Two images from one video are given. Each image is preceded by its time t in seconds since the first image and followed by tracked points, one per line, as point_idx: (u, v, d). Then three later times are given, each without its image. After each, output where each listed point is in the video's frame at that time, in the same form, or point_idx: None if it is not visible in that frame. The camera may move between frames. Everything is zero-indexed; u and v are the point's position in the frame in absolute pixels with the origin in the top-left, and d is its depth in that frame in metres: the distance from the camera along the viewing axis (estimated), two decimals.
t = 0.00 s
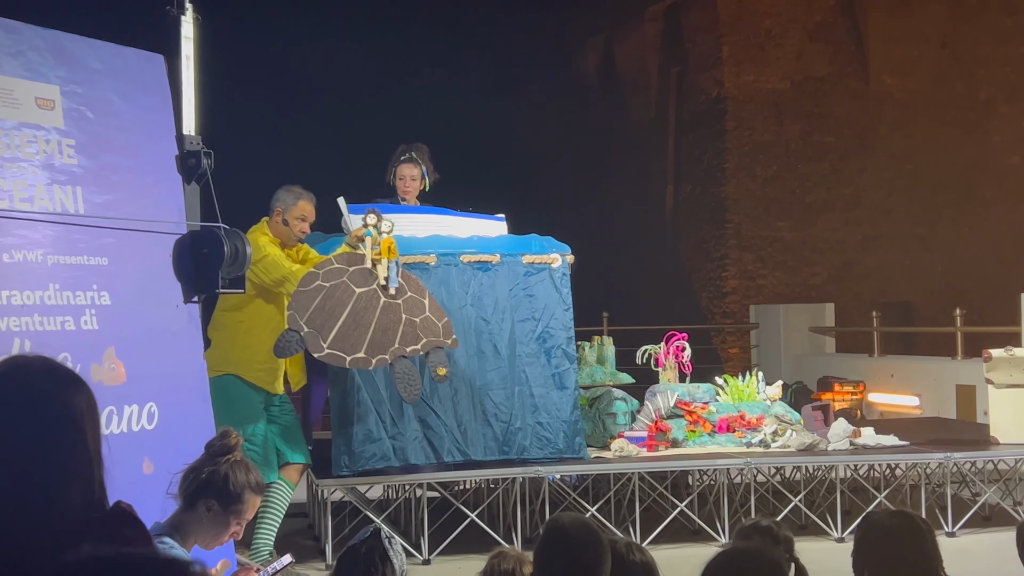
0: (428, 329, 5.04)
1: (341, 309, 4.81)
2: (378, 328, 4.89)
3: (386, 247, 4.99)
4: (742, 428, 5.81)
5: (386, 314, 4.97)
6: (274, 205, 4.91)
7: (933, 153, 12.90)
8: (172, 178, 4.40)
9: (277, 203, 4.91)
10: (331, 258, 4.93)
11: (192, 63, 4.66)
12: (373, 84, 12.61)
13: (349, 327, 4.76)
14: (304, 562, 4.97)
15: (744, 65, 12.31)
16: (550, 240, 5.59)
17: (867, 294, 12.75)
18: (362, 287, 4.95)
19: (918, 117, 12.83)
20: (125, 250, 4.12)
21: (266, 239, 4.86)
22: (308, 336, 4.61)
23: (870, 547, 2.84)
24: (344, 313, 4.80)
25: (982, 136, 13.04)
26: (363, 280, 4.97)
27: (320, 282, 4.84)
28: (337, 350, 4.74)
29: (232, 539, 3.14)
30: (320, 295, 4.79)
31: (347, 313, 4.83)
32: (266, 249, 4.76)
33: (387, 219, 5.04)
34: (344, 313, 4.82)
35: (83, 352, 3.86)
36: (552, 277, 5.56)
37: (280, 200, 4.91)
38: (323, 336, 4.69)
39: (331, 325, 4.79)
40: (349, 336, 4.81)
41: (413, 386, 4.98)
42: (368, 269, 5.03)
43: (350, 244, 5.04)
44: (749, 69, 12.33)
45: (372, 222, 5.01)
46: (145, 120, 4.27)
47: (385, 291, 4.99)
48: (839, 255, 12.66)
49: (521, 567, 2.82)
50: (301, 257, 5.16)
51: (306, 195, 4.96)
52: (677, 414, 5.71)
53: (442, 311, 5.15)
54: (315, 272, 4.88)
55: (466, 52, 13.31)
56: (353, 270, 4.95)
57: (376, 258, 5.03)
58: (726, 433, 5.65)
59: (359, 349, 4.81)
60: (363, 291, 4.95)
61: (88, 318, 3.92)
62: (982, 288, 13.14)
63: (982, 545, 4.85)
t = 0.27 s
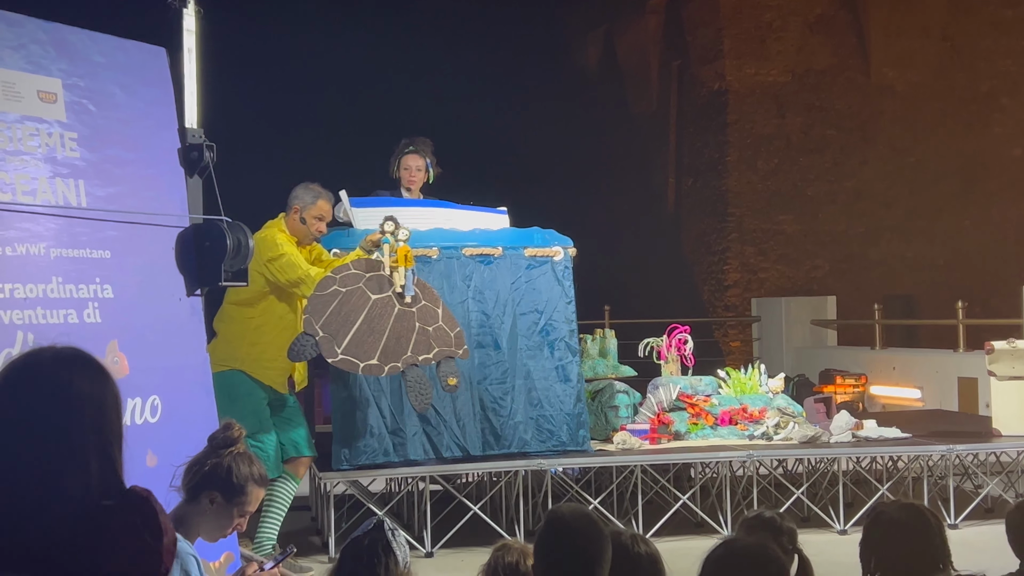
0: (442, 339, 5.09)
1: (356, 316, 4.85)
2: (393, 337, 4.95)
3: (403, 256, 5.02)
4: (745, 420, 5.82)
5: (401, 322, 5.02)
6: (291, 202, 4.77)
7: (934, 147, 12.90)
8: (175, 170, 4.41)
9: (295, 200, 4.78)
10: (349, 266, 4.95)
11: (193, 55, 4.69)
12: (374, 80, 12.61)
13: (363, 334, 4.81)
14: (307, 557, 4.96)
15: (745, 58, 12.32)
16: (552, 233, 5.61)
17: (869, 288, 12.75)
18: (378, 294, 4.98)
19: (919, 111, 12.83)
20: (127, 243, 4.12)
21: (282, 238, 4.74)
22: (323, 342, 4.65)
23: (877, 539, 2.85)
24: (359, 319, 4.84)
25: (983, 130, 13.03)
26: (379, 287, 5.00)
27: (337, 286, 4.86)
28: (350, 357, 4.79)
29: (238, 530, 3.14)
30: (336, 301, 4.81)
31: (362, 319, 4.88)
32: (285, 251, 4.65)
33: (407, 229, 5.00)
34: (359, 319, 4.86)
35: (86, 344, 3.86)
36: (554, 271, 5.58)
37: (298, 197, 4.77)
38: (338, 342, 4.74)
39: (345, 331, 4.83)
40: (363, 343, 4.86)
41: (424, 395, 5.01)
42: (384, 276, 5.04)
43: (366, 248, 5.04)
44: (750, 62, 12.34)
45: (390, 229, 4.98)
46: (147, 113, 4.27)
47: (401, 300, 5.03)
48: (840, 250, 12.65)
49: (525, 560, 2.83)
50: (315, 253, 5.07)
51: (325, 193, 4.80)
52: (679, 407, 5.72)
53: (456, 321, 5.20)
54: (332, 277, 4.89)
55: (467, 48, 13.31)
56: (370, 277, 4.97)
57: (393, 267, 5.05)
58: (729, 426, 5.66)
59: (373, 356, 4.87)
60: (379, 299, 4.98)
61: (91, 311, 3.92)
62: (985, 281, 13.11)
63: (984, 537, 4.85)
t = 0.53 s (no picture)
0: (452, 346, 5.18)
1: (366, 326, 4.98)
2: (404, 344, 5.08)
3: (412, 264, 5.07)
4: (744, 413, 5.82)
5: (412, 329, 5.12)
6: (302, 203, 4.71)
7: (934, 140, 12.91)
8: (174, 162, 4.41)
9: (305, 202, 4.72)
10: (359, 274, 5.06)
11: (194, 48, 4.69)
12: (374, 77, 12.61)
13: (373, 345, 4.95)
14: (307, 551, 4.96)
15: (744, 53, 12.32)
16: (551, 227, 5.62)
17: (868, 282, 12.76)
18: (390, 302, 5.09)
19: (918, 106, 12.83)
20: (128, 237, 4.12)
21: (291, 241, 4.68)
22: (334, 355, 4.86)
23: (876, 528, 2.87)
24: (370, 329, 4.97)
25: (982, 124, 13.02)
26: (390, 296, 5.11)
27: (348, 296, 5.00)
28: (363, 367, 4.96)
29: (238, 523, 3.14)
30: (348, 310, 4.97)
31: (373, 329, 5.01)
32: (297, 258, 4.58)
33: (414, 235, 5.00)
34: (370, 329, 4.99)
35: (87, 338, 3.86)
36: (554, 266, 5.60)
37: (308, 199, 4.72)
38: (349, 354, 4.91)
39: (358, 341, 4.99)
40: (375, 353, 5.01)
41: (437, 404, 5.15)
42: (396, 283, 5.13)
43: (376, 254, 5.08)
44: (750, 57, 12.34)
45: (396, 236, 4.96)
46: (147, 106, 4.27)
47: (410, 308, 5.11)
48: (840, 246, 12.66)
49: (526, 555, 2.82)
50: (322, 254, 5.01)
51: (335, 194, 4.73)
52: (679, 401, 5.74)
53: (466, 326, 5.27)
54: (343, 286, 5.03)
55: (466, 45, 13.31)
56: (380, 286, 5.09)
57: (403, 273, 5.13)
58: (728, 420, 5.66)
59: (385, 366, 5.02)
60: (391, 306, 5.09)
61: (91, 305, 3.92)
62: (985, 276, 13.10)
63: (984, 531, 4.85)
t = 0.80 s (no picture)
0: (461, 351, 5.15)
1: (376, 335, 4.90)
2: (414, 352, 5.01)
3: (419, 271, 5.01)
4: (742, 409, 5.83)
5: (420, 336, 5.06)
6: (310, 205, 4.67)
7: (932, 137, 12.91)
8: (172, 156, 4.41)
9: (314, 205, 4.66)
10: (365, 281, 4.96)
11: (192, 43, 4.66)
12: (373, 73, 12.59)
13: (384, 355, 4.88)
14: (305, 547, 4.96)
15: (743, 49, 12.33)
16: (550, 223, 5.62)
17: (866, 278, 12.76)
18: (397, 309, 5.01)
19: (917, 102, 12.83)
20: (126, 232, 4.11)
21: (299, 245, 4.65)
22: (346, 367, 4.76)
23: (872, 524, 2.88)
24: (380, 339, 4.90)
25: (981, 120, 13.03)
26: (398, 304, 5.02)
27: (355, 307, 4.88)
28: (374, 377, 4.90)
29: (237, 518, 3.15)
30: (356, 319, 4.86)
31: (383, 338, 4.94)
32: (306, 266, 4.58)
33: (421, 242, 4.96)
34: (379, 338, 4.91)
35: (86, 333, 3.86)
36: (552, 262, 5.60)
37: (316, 201, 4.66)
38: (360, 365, 4.83)
39: (368, 351, 4.91)
40: (386, 362, 4.94)
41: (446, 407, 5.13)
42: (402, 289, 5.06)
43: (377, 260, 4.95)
44: (749, 52, 12.34)
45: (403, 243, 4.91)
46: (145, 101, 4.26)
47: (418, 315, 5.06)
48: (838, 241, 12.67)
49: (525, 550, 2.83)
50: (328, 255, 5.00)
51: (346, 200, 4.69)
52: (677, 397, 5.75)
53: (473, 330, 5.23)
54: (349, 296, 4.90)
55: (466, 42, 13.28)
56: (387, 294, 4.98)
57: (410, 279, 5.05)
58: (727, 416, 5.67)
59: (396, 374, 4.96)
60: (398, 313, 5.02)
61: (90, 300, 3.92)
62: (983, 273, 13.10)
63: (981, 526, 4.86)
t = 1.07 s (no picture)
0: (461, 350, 5.33)
1: (378, 334, 5.20)
2: (415, 351, 5.25)
3: (421, 271, 5.20)
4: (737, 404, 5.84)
5: (422, 335, 5.29)
6: (313, 203, 4.67)
7: (930, 134, 12.91)
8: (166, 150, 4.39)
9: (316, 204, 4.66)
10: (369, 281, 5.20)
11: (188, 36, 4.63)
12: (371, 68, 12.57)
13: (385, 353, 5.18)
14: (300, 541, 4.96)
15: (740, 44, 12.34)
16: (546, 218, 5.62)
17: (863, 275, 12.77)
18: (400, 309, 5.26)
19: (914, 99, 12.84)
20: (121, 225, 4.09)
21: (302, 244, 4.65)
22: (349, 364, 5.11)
23: (865, 522, 2.88)
24: (383, 338, 5.20)
25: (979, 116, 13.01)
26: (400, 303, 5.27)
27: (359, 306, 5.19)
28: (377, 376, 5.19)
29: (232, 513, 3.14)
30: (361, 318, 5.17)
31: (385, 338, 5.22)
32: (308, 265, 4.55)
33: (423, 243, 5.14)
34: (382, 337, 5.21)
35: (80, 326, 3.85)
36: (548, 257, 5.60)
37: (319, 200, 4.65)
38: (364, 363, 5.15)
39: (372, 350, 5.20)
40: (388, 361, 5.22)
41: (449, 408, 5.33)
42: (405, 289, 5.28)
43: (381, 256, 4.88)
44: (746, 48, 12.36)
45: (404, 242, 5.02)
46: (140, 93, 4.24)
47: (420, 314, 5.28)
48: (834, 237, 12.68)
49: (520, 544, 2.82)
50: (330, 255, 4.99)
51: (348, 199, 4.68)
52: (672, 392, 5.77)
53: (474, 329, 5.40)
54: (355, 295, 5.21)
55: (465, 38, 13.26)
56: (391, 293, 5.24)
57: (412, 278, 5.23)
58: (722, 411, 5.68)
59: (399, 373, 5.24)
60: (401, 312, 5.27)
61: (84, 293, 3.91)
62: (980, 270, 13.10)
63: (975, 522, 4.87)
